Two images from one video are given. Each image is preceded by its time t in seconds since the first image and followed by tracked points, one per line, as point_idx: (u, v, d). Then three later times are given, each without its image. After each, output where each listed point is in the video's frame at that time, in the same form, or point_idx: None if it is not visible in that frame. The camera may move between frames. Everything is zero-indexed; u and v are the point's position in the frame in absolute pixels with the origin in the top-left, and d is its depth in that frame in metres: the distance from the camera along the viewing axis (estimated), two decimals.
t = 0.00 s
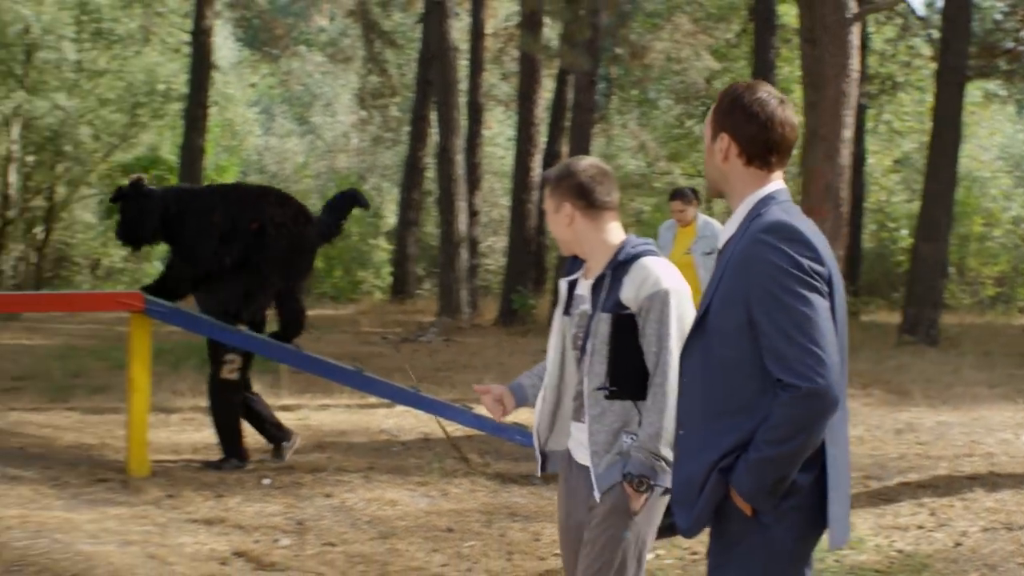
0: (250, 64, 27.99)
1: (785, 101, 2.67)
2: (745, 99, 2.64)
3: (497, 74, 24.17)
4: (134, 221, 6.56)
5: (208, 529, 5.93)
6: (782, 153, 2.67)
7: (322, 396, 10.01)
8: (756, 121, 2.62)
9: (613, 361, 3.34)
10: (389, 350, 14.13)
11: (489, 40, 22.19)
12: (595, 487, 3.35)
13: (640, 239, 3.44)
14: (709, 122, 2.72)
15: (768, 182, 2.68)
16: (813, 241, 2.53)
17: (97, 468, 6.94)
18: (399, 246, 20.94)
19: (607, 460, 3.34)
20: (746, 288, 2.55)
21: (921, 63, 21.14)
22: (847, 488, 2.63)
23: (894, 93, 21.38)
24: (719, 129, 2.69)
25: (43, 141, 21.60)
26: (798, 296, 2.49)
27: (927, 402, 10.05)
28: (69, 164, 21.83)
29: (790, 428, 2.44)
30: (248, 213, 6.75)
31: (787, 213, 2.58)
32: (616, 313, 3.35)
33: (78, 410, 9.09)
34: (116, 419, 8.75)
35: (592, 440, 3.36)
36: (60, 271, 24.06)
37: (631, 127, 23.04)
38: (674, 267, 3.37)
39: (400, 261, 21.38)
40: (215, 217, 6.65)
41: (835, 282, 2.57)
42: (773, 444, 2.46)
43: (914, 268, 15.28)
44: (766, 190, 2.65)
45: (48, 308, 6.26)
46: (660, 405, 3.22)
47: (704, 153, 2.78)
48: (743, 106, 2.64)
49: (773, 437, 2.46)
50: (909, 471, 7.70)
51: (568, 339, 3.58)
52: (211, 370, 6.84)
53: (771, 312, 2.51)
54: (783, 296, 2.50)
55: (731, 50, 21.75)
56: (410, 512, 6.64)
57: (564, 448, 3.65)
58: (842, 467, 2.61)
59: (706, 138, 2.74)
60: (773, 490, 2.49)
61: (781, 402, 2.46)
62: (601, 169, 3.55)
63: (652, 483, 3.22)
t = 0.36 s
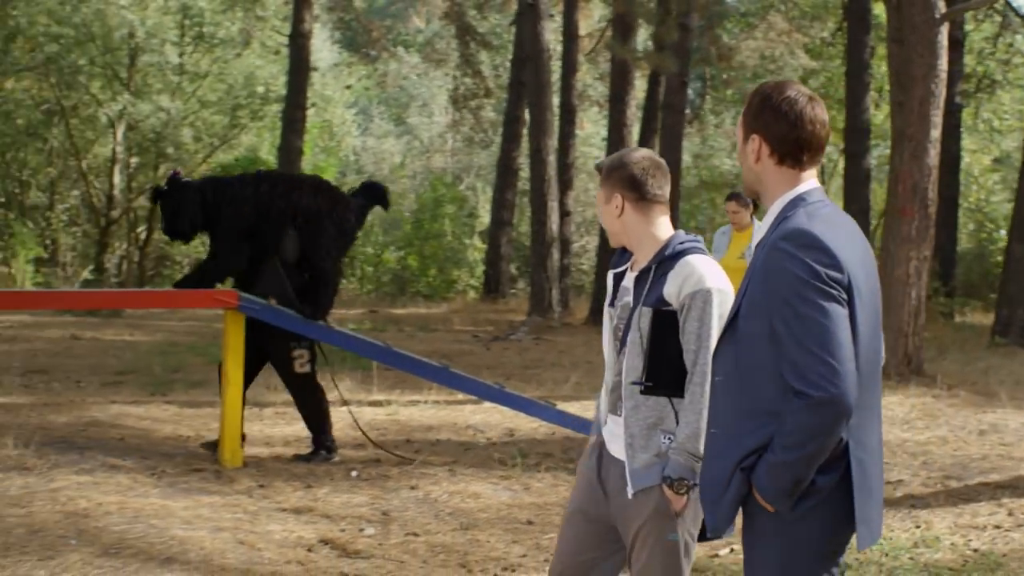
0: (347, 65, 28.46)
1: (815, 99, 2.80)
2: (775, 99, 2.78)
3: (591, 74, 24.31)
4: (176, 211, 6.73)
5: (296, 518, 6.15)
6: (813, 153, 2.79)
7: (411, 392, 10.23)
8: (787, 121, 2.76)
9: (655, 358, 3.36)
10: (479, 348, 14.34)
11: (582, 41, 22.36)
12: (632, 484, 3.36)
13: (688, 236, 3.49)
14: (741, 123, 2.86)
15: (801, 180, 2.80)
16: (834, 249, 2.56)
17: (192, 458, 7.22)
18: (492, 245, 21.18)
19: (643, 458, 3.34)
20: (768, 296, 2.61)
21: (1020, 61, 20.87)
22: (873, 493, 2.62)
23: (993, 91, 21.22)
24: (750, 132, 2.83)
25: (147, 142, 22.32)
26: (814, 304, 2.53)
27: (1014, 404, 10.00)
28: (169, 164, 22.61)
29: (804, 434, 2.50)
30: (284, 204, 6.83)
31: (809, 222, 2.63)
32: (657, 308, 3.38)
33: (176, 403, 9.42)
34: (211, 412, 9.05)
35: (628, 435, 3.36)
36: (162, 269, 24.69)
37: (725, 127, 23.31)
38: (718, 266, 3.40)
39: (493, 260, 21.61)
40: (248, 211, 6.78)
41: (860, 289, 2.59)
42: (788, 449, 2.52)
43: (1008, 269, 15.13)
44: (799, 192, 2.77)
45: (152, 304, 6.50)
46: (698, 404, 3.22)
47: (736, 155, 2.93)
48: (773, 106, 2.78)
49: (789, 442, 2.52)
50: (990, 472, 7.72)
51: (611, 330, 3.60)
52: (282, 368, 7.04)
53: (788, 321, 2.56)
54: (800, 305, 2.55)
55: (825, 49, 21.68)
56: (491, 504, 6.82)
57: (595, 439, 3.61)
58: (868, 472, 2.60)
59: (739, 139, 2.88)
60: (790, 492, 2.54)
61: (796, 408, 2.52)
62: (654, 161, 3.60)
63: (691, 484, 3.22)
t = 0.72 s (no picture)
0: (407, 66, 28.86)
1: (829, 105, 2.86)
2: (789, 102, 2.83)
3: (648, 74, 24.49)
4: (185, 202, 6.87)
5: (341, 511, 6.31)
6: (824, 153, 2.85)
7: (459, 390, 10.38)
8: (804, 125, 2.82)
9: (632, 363, 3.39)
10: (532, 346, 14.51)
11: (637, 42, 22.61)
12: (624, 487, 3.39)
13: (654, 238, 3.49)
14: (751, 126, 2.91)
15: (808, 182, 2.87)
16: (835, 252, 2.67)
17: (241, 451, 7.42)
18: (548, 245, 21.40)
19: (631, 463, 3.38)
20: (770, 295, 2.71)
21: None
22: (857, 485, 2.76)
23: None
24: (764, 135, 2.88)
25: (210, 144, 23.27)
26: (816, 305, 2.64)
27: None
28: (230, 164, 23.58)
29: (801, 429, 2.62)
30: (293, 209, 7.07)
31: (814, 224, 2.72)
32: (631, 313, 3.40)
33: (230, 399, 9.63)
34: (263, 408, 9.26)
35: (614, 440, 3.40)
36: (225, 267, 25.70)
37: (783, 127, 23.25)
38: (687, 266, 3.41)
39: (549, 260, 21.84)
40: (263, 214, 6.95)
41: (857, 291, 2.70)
42: (785, 443, 2.64)
43: None
44: (804, 194, 2.84)
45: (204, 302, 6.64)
46: (679, 408, 3.26)
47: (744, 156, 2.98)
48: (788, 109, 2.83)
49: (783, 436, 2.64)
50: None
51: (585, 335, 3.60)
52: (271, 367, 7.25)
53: (789, 318, 2.66)
54: (802, 305, 2.65)
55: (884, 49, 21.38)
56: (533, 500, 6.93)
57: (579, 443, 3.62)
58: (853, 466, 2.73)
59: (749, 141, 2.93)
60: (780, 483, 2.67)
61: (795, 404, 2.63)
62: (616, 166, 3.59)
63: (682, 487, 3.27)
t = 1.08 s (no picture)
0: (456, 67, 29.12)
1: (837, 103, 2.90)
2: (799, 101, 2.88)
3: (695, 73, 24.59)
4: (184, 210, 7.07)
5: (377, 504, 6.42)
6: (836, 151, 2.89)
7: (500, 387, 10.49)
8: (816, 124, 2.86)
9: (617, 342, 3.47)
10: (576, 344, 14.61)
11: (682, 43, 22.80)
12: (605, 468, 3.47)
13: (644, 225, 3.61)
14: (763, 124, 2.95)
15: (818, 181, 2.91)
16: (848, 245, 2.72)
17: (281, 444, 7.54)
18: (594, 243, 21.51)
19: (615, 443, 3.46)
20: (783, 289, 2.77)
21: None
22: (861, 476, 2.81)
23: None
24: (776, 132, 2.92)
25: (261, 143, 24.43)
26: (827, 298, 2.70)
27: None
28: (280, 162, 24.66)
29: (807, 419, 2.68)
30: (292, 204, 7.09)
31: (827, 219, 2.78)
32: (617, 293, 3.52)
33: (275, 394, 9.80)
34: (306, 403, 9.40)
35: (600, 420, 3.49)
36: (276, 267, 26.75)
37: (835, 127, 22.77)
38: (676, 250, 3.52)
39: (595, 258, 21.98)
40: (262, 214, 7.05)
41: (867, 286, 2.76)
42: (791, 433, 2.70)
43: None
44: (815, 190, 2.88)
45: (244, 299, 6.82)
46: (662, 384, 3.34)
47: (754, 154, 3.01)
48: (801, 108, 2.88)
49: (791, 426, 2.70)
50: None
51: (575, 324, 3.71)
52: (251, 347, 7.23)
53: (801, 312, 2.72)
54: (813, 298, 2.71)
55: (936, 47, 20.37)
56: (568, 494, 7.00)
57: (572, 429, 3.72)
58: (858, 457, 2.79)
59: (761, 139, 2.96)
60: (788, 473, 2.73)
61: (802, 395, 2.69)
62: (612, 159, 3.72)
63: (662, 464, 3.35)
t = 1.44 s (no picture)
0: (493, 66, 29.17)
1: (850, 103, 2.93)
2: (810, 99, 2.91)
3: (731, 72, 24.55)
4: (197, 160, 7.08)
5: (404, 500, 6.47)
6: (846, 149, 2.92)
7: (532, 385, 10.53)
8: (825, 122, 2.89)
9: (663, 349, 3.50)
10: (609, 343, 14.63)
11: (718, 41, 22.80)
12: (648, 474, 3.49)
13: (695, 230, 3.63)
14: (775, 122, 2.97)
15: (829, 179, 2.94)
16: (858, 243, 2.75)
17: (312, 441, 7.61)
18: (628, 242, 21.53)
19: (658, 449, 3.48)
20: (793, 285, 2.79)
21: None
22: (872, 473, 2.84)
23: None
24: (787, 130, 2.95)
25: (299, 143, 24.73)
26: (836, 294, 2.72)
27: None
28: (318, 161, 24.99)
29: (817, 414, 2.70)
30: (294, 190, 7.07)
31: (837, 215, 2.80)
32: (664, 299, 3.53)
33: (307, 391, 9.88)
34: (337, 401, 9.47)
35: (643, 426, 3.51)
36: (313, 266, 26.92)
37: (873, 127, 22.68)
38: (725, 257, 3.53)
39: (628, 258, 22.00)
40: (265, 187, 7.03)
41: (877, 283, 2.79)
42: (801, 428, 2.72)
43: None
44: (825, 188, 2.91)
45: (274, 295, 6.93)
46: (706, 393, 3.35)
47: (767, 154, 3.04)
48: (810, 108, 2.90)
49: (801, 421, 2.72)
50: None
51: (625, 327, 3.73)
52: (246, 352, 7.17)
53: (810, 307, 2.75)
54: (823, 293, 2.74)
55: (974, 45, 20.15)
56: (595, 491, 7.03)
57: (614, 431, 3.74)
58: (867, 454, 2.82)
59: (772, 138, 2.99)
60: (797, 468, 2.76)
61: (812, 390, 2.72)
62: (666, 161, 3.73)
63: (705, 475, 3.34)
